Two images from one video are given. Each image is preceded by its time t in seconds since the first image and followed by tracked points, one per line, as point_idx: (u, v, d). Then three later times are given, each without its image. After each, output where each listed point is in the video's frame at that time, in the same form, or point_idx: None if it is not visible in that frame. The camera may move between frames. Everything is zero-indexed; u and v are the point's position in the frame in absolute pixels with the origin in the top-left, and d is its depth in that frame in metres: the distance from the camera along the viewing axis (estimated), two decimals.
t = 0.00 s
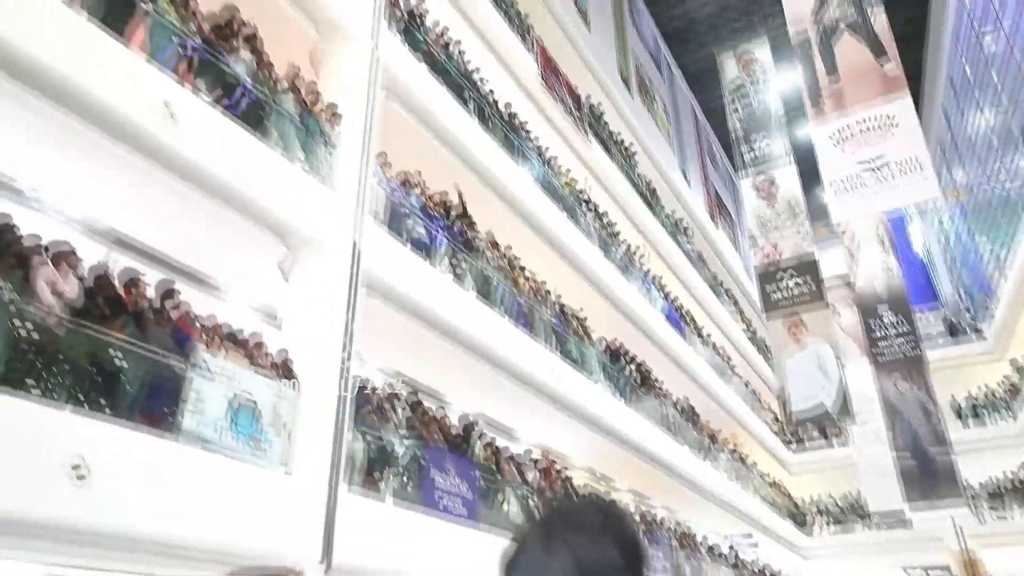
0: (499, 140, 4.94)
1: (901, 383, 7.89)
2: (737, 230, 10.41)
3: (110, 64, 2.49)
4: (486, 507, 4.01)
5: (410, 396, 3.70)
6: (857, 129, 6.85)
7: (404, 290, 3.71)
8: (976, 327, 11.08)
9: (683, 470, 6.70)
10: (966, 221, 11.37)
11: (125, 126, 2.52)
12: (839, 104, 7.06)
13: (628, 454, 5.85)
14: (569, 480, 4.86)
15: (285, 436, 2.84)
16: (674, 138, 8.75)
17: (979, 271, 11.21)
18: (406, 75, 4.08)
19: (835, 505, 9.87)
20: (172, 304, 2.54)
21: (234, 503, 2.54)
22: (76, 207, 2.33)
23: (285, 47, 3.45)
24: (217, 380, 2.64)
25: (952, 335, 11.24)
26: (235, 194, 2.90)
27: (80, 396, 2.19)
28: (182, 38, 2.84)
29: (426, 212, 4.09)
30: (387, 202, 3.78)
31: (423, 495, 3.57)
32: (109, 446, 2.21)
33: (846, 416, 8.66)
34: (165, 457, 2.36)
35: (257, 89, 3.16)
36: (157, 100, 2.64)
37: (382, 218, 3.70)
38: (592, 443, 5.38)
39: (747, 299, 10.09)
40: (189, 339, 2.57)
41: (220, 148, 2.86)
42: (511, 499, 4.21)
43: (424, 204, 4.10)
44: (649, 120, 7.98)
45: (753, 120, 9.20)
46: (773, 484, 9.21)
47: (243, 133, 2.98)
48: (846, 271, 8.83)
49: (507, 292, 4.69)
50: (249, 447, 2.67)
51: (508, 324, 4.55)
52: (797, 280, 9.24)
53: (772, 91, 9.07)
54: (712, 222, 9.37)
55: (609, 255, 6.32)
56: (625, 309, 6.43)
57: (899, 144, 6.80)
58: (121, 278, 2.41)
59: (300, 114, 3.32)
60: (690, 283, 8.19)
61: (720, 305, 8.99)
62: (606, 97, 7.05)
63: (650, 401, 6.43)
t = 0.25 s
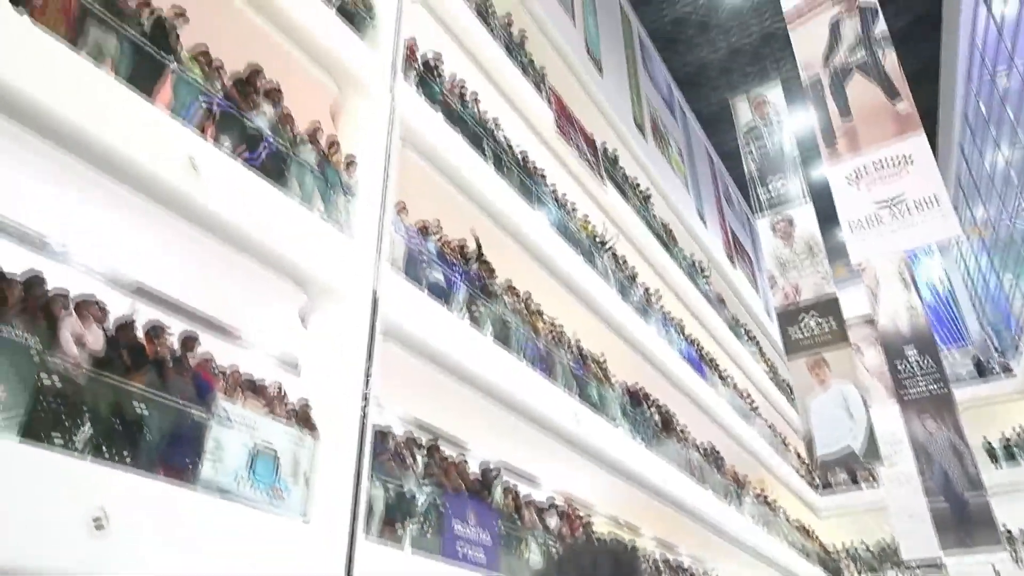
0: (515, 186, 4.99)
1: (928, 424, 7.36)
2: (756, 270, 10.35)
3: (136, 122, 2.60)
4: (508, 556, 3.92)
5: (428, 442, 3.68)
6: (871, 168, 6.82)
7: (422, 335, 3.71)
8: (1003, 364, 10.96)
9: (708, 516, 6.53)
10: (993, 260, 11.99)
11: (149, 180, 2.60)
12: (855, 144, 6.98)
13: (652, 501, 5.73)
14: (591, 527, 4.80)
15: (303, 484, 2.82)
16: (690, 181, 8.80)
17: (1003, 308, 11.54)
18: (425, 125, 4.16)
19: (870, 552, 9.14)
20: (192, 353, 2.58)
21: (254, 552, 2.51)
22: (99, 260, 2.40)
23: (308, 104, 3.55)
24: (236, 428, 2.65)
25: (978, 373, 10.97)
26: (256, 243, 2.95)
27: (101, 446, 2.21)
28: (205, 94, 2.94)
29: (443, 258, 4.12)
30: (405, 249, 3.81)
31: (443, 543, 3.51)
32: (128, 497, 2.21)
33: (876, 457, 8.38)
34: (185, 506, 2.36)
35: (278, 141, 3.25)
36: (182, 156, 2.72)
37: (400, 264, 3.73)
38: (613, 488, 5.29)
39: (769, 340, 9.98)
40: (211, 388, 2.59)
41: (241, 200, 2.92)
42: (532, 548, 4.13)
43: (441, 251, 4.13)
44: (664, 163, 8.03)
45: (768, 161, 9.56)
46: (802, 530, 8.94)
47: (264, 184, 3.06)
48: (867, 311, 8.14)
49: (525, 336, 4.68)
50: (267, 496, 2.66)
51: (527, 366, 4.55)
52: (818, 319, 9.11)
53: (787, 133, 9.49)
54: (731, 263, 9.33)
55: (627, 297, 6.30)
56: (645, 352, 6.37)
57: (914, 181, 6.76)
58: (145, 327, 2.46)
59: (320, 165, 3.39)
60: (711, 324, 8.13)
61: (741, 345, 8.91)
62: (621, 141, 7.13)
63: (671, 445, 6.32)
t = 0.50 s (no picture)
0: (522, 213, 5.02)
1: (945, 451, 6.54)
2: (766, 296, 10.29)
3: (150, 155, 2.61)
4: None
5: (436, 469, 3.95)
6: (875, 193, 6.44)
7: (432, 363, 3.67)
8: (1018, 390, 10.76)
9: (724, 546, 6.38)
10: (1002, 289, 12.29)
11: (160, 212, 2.65)
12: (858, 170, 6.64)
13: (661, 528, 5.64)
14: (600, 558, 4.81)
15: (309, 512, 2.82)
16: (698, 207, 8.82)
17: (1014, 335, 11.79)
18: (438, 155, 4.18)
19: None
20: (198, 379, 2.70)
21: None
22: (112, 293, 2.64)
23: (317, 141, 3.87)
24: (243, 457, 2.66)
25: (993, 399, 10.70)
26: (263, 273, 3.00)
27: (108, 476, 2.22)
28: (217, 129, 3.02)
29: (451, 286, 4.14)
30: (413, 277, 3.83)
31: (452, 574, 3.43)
32: (137, 529, 2.19)
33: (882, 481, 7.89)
34: (194, 538, 2.33)
35: (288, 172, 3.30)
36: (193, 189, 2.73)
37: (408, 294, 3.73)
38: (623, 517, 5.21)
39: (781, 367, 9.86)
40: (218, 417, 2.65)
41: (252, 232, 2.92)
42: None
43: (449, 278, 4.15)
44: (672, 190, 8.07)
45: (775, 187, 8.80)
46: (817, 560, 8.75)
47: (275, 215, 3.06)
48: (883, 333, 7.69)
49: (533, 362, 4.66)
50: (274, 525, 2.65)
51: (538, 396, 4.43)
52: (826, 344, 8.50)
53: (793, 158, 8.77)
54: (741, 290, 9.29)
55: (636, 324, 6.27)
56: (655, 379, 6.31)
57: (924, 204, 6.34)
58: (154, 357, 2.60)
59: (329, 196, 3.43)
60: (721, 350, 8.07)
61: (753, 373, 8.79)
62: (628, 169, 7.18)
63: (683, 473, 6.20)
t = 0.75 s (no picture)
0: (527, 228, 5.04)
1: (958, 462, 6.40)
2: (775, 308, 10.25)
3: (157, 175, 2.66)
4: None
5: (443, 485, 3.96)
6: (882, 206, 5.60)
7: (439, 379, 3.68)
8: None
9: (737, 561, 6.32)
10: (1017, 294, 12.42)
11: (168, 231, 2.70)
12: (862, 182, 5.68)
13: (670, 542, 5.62)
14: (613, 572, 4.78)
15: (317, 529, 2.83)
16: (704, 221, 8.82)
17: None
18: (444, 173, 4.23)
19: None
20: (206, 396, 2.74)
21: None
22: (124, 312, 2.69)
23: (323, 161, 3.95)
24: (251, 474, 2.67)
25: (1007, 411, 10.72)
26: (272, 291, 3.03)
27: (117, 492, 2.26)
28: (225, 149, 3.08)
29: (457, 302, 4.17)
30: (420, 293, 3.86)
31: None
32: (146, 545, 2.22)
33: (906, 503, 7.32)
34: (202, 553, 2.35)
35: (295, 191, 3.34)
36: (201, 208, 2.78)
37: (415, 310, 3.76)
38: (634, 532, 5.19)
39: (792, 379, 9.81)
40: (225, 434, 2.67)
41: (259, 249, 2.96)
42: None
43: (455, 294, 4.18)
44: (679, 204, 8.08)
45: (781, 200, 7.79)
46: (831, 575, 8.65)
47: (283, 234, 3.09)
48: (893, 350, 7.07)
49: (539, 376, 4.66)
50: (281, 541, 2.66)
51: (546, 410, 4.43)
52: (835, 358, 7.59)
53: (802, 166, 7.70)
54: (749, 302, 9.26)
55: (644, 338, 6.26)
56: (664, 392, 6.29)
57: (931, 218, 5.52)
58: (161, 374, 2.64)
59: (335, 214, 3.47)
60: (731, 363, 8.03)
61: (763, 386, 8.74)
62: (633, 183, 7.20)
63: (694, 487, 6.18)
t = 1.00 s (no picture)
0: (542, 235, 5.05)
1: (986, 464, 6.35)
2: (796, 311, 10.15)
3: (176, 189, 2.71)
4: None
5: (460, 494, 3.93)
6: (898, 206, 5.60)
7: (456, 386, 3.68)
8: None
9: (761, 567, 6.25)
10: None
11: (187, 244, 2.74)
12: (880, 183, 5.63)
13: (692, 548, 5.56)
14: None
15: (337, 535, 2.86)
16: (722, 224, 8.77)
17: None
18: (458, 181, 4.26)
19: None
20: (225, 406, 2.79)
21: None
22: (143, 324, 2.76)
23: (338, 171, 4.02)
24: (272, 482, 2.69)
25: None
26: (289, 301, 3.07)
27: (140, 502, 2.30)
28: (243, 162, 3.13)
29: (473, 310, 4.18)
30: (437, 301, 3.88)
31: None
32: (169, 553, 2.25)
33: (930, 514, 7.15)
34: (224, 560, 2.39)
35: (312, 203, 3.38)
36: (218, 221, 2.82)
37: (431, 318, 3.79)
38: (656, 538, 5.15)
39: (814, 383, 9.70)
40: (245, 443, 2.71)
41: (276, 260, 2.99)
42: None
43: (471, 302, 4.19)
44: (695, 208, 8.05)
45: (799, 202, 7.65)
46: None
47: (300, 245, 3.13)
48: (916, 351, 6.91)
49: (557, 382, 4.65)
50: (302, 548, 2.70)
51: (564, 416, 4.43)
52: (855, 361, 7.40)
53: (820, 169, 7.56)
54: (770, 306, 9.18)
55: (662, 343, 6.23)
56: (685, 398, 6.24)
57: (948, 217, 5.52)
58: (180, 386, 2.71)
59: (351, 224, 3.52)
60: (751, 367, 7.96)
61: (785, 390, 8.65)
62: (649, 188, 7.18)
63: (716, 493, 6.13)
